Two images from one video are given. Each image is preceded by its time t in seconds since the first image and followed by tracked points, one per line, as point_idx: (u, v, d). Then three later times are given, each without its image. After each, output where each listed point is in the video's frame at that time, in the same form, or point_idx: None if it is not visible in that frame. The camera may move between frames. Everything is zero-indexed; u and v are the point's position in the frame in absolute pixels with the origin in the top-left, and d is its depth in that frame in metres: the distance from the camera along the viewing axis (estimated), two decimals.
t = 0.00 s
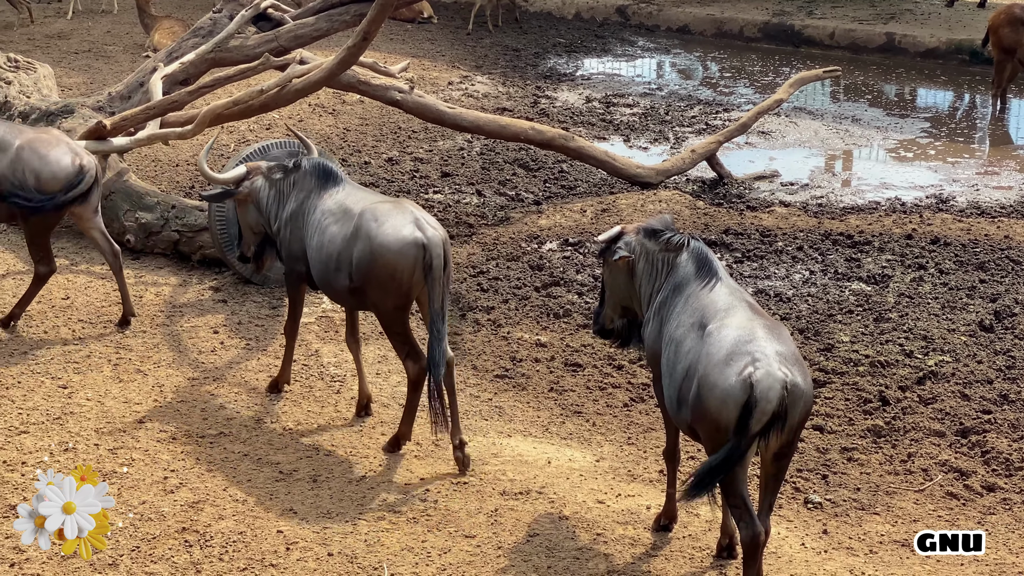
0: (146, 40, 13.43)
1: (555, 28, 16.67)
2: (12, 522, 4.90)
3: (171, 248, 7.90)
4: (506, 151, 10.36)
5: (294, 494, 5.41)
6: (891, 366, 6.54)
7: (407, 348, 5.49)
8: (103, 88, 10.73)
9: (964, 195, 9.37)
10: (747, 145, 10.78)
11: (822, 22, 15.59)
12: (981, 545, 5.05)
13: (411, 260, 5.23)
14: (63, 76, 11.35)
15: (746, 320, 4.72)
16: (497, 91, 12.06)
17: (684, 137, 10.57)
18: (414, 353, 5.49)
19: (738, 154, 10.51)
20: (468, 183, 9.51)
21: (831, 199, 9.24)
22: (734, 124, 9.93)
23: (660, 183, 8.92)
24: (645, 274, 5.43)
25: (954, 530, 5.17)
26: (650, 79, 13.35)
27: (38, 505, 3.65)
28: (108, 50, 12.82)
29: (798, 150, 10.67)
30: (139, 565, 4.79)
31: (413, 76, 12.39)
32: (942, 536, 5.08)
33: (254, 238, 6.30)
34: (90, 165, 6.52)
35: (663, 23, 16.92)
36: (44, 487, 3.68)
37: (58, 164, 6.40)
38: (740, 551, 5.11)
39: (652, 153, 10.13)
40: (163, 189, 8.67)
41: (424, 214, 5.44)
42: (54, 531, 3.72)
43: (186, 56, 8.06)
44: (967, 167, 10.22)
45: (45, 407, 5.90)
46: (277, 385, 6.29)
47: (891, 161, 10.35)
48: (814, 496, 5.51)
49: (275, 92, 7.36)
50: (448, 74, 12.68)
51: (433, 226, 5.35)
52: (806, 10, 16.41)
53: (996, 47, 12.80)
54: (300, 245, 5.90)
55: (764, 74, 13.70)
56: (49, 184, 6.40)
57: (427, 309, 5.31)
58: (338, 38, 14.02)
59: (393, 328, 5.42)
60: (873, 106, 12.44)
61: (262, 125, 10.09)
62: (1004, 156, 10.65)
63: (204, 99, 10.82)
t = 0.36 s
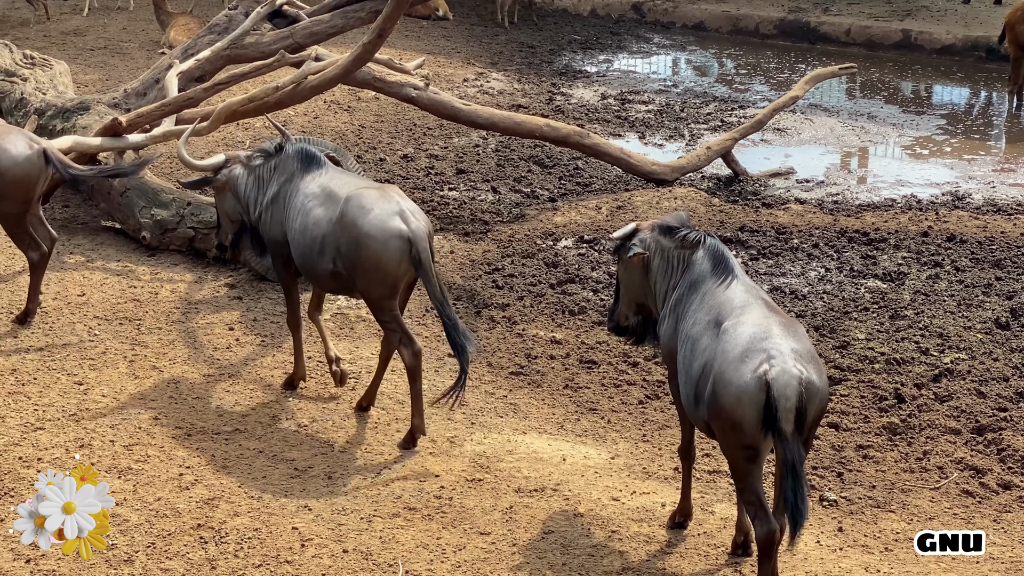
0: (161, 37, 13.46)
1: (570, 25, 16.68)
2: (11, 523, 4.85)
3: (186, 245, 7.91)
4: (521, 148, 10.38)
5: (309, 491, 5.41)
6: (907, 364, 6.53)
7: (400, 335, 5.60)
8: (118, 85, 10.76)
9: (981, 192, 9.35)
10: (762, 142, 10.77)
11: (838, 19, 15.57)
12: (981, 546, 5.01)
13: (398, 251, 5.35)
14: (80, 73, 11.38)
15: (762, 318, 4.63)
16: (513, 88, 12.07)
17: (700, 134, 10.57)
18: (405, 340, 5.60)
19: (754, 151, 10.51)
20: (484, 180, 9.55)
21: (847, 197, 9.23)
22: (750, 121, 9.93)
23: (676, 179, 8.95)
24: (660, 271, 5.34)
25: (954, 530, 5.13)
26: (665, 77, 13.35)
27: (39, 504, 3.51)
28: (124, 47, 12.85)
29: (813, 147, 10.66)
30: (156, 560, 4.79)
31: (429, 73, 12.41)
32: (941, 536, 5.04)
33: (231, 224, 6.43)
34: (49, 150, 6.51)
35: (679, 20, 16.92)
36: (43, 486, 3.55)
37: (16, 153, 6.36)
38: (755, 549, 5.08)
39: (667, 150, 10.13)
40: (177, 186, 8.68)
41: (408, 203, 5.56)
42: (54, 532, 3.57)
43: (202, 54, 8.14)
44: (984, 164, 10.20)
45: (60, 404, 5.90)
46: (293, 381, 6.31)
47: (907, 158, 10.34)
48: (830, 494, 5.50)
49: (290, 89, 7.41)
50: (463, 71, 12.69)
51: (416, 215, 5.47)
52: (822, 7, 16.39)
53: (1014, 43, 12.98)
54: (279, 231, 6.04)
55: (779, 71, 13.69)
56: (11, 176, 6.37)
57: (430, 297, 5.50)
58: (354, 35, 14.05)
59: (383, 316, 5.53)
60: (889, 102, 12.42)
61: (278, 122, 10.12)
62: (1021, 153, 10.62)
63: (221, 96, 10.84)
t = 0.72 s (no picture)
0: (172, 35, 13.48)
1: (582, 23, 16.68)
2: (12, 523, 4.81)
3: (198, 243, 7.93)
4: (533, 146, 10.39)
5: (321, 488, 5.40)
6: (919, 363, 6.53)
7: (382, 320, 5.68)
8: (130, 83, 10.78)
9: (993, 191, 9.33)
10: (774, 141, 10.76)
11: (850, 17, 15.55)
12: (980, 545, 5.00)
13: (384, 235, 5.45)
14: (92, 71, 11.41)
15: (774, 315, 4.57)
16: (524, 86, 12.07)
17: (712, 132, 10.56)
18: (388, 323, 5.70)
19: (766, 149, 10.50)
20: (495, 178, 9.55)
21: (859, 195, 9.23)
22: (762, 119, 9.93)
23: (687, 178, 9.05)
24: (671, 270, 5.26)
25: (953, 531, 5.11)
26: (676, 75, 13.35)
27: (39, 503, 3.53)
28: (136, 45, 12.87)
29: (825, 145, 10.66)
30: (168, 558, 4.77)
31: (440, 71, 12.41)
32: (941, 536, 5.02)
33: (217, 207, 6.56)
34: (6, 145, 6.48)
35: (690, 19, 16.87)
36: (44, 486, 3.56)
37: None
38: (767, 547, 5.07)
39: (679, 148, 10.13)
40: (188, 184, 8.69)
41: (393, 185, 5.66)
42: (55, 531, 3.58)
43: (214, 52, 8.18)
44: (996, 162, 10.18)
45: (73, 401, 5.91)
46: (304, 379, 6.33)
47: (919, 156, 10.33)
48: (842, 492, 5.49)
49: (302, 87, 7.46)
50: (475, 70, 12.69)
51: (401, 198, 5.57)
52: (834, 5, 16.37)
53: None
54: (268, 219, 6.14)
55: (791, 70, 13.68)
56: None
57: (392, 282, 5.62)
58: (365, 33, 14.06)
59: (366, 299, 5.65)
60: (900, 101, 12.41)
61: (289, 121, 10.13)
62: None
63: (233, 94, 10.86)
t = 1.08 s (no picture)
0: (180, 34, 13.49)
1: (589, 23, 16.68)
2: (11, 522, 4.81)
3: (206, 242, 7.94)
4: (540, 146, 10.39)
5: (328, 488, 5.40)
6: (926, 363, 6.53)
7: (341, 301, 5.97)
8: (138, 83, 10.79)
9: (1000, 192, 9.33)
10: (782, 141, 10.76)
11: (858, 17, 15.54)
12: (981, 545, 5.00)
13: (363, 224, 5.63)
14: (100, 70, 11.42)
15: (782, 315, 4.55)
16: (532, 87, 12.07)
17: (719, 132, 10.56)
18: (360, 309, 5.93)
19: (773, 150, 10.51)
20: (503, 178, 9.56)
21: (866, 195, 9.23)
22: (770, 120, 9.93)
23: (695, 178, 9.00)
24: (679, 270, 5.23)
25: (955, 531, 5.11)
26: (684, 75, 13.34)
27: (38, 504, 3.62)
28: (144, 44, 12.88)
29: (833, 145, 10.66)
30: (174, 557, 4.78)
31: (448, 71, 12.42)
32: (942, 536, 5.02)
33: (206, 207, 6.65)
34: None
35: (698, 18, 16.89)
36: (44, 486, 3.67)
37: None
38: (774, 547, 5.06)
39: (687, 148, 10.13)
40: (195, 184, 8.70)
41: (377, 176, 5.84)
42: (54, 531, 3.68)
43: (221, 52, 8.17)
44: (1005, 163, 10.16)
45: (81, 400, 5.91)
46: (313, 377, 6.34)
47: (927, 157, 10.33)
48: (849, 493, 5.49)
49: (310, 86, 7.48)
50: (483, 70, 12.69)
51: (384, 189, 5.75)
52: (842, 5, 16.36)
53: None
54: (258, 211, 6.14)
55: (799, 70, 13.67)
56: None
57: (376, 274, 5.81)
58: (373, 32, 14.07)
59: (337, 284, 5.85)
60: (909, 101, 12.40)
61: (297, 120, 10.14)
62: None
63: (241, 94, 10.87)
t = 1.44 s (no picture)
0: (187, 34, 13.49)
1: (596, 23, 16.69)
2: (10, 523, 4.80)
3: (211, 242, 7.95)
4: (546, 147, 10.39)
5: (333, 488, 5.39)
6: (932, 365, 6.53)
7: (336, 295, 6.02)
8: (145, 83, 10.80)
9: (1007, 193, 9.32)
10: (788, 142, 10.76)
11: (864, 19, 15.54)
12: (980, 545, 5.01)
13: (346, 215, 5.76)
14: (106, 70, 11.43)
15: (788, 316, 4.55)
16: (538, 87, 12.07)
17: (725, 134, 10.56)
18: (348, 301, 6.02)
19: (780, 151, 10.51)
20: (509, 179, 9.56)
21: (872, 197, 9.22)
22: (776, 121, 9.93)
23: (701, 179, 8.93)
24: (684, 271, 5.22)
25: (955, 531, 5.13)
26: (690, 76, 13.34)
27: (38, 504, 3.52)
28: (151, 45, 12.89)
29: (839, 147, 10.66)
30: (180, 558, 4.77)
31: (454, 71, 12.42)
32: (941, 536, 5.04)
33: (174, 203, 6.73)
34: None
35: (704, 19, 16.91)
36: (43, 486, 3.55)
37: None
38: (779, 549, 5.05)
39: (693, 149, 10.13)
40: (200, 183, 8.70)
41: (355, 168, 5.98)
42: (54, 532, 3.57)
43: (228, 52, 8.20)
44: (1011, 164, 10.15)
45: (86, 400, 5.92)
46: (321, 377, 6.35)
47: (933, 158, 10.32)
48: (854, 495, 5.48)
49: (316, 87, 7.48)
50: (489, 70, 12.69)
51: (363, 180, 5.88)
52: (849, 7, 16.35)
53: None
54: (230, 206, 6.34)
55: (805, 71, 13.66)
56: None
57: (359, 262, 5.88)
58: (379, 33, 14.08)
59: (325, 277, 5.95)
60: (915, 103, 12.39)
61: (304, 120, 10.14)
62: None
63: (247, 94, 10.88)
